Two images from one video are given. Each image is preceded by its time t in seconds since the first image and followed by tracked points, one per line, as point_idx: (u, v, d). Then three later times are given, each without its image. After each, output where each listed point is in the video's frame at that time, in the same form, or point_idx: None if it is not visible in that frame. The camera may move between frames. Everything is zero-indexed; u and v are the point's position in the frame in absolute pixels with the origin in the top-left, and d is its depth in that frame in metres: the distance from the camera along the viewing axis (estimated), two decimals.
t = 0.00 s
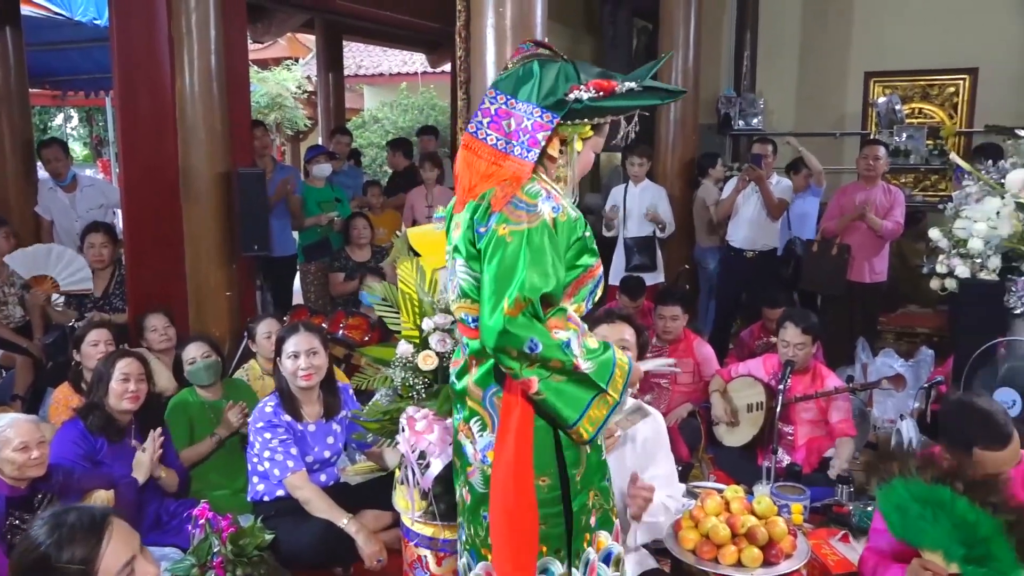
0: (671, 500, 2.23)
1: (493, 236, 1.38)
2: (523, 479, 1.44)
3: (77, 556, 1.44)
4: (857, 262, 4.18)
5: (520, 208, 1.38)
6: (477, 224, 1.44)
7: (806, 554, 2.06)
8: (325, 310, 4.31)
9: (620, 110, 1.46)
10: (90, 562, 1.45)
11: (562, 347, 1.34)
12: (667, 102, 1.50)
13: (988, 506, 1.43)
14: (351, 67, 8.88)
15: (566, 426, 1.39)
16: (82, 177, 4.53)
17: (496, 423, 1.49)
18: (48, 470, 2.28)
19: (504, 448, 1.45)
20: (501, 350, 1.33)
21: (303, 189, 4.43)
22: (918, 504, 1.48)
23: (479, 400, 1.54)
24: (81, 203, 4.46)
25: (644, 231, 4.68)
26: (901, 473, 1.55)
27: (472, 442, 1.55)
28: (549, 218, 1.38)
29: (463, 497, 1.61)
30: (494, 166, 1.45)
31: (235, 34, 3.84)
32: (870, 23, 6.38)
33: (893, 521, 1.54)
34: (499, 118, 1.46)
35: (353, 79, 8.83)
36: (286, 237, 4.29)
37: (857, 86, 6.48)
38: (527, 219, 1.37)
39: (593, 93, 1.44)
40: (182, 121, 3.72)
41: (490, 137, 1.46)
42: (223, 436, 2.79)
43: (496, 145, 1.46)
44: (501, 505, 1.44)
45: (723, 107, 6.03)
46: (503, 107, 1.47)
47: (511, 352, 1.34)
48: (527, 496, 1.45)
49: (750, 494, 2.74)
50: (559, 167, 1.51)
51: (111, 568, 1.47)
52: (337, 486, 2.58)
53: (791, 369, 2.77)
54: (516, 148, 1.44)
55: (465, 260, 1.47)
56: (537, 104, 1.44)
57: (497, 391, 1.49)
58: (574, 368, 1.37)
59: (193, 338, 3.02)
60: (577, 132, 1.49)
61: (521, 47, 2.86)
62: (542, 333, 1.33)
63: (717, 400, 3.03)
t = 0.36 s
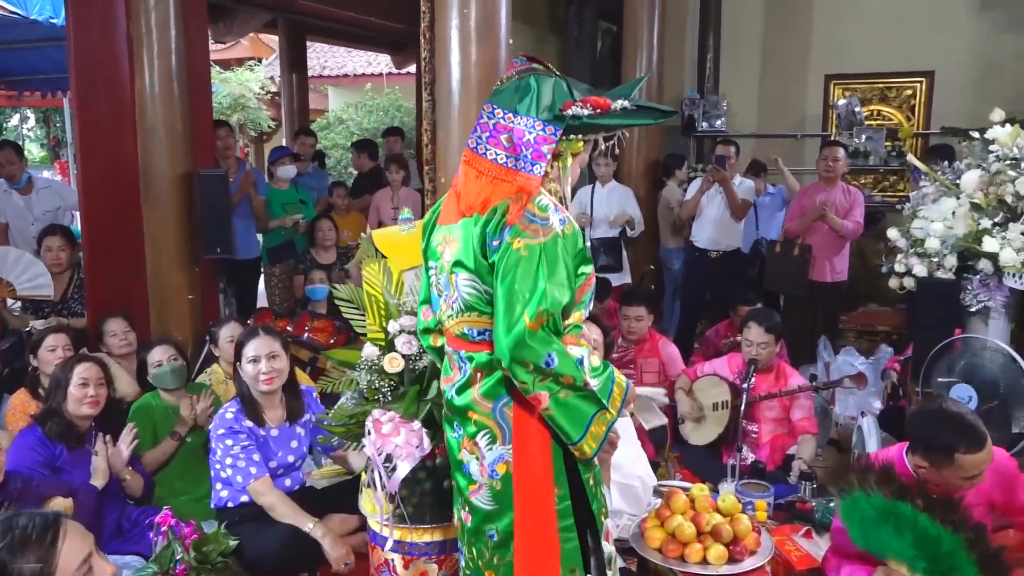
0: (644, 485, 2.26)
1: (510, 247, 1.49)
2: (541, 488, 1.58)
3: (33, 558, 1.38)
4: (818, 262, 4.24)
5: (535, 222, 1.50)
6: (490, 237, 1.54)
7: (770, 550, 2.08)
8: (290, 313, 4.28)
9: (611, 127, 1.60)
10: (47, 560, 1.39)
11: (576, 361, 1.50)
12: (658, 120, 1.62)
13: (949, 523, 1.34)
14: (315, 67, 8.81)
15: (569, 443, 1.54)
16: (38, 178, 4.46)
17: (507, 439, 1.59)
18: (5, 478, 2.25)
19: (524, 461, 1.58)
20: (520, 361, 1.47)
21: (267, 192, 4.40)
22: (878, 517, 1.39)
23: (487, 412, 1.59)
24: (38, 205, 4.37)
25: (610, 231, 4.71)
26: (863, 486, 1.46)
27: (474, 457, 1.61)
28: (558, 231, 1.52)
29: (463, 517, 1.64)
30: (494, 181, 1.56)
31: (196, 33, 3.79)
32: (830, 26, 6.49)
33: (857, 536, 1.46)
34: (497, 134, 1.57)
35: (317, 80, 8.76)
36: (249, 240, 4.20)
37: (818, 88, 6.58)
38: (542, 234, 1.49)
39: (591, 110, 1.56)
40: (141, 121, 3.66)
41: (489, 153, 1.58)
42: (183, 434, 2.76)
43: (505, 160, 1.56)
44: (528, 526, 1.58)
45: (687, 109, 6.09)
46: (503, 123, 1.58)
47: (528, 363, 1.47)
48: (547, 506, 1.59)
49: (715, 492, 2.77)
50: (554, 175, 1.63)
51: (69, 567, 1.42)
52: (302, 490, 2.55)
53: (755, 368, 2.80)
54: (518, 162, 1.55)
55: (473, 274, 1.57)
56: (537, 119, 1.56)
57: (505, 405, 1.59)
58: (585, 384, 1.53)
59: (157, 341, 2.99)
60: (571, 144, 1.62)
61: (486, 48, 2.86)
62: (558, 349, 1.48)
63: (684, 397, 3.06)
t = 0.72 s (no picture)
0: (616, 471, 2.26)
1: (470, 271, 1.48)
2: (503, 501, 1.59)
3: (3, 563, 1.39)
4: (785, 262, 4.29)
5: (493, 240, 1.50)
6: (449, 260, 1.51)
7: (738, 548, 2.11)
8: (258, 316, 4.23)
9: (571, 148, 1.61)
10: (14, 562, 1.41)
11: (565, 351, 1.51)
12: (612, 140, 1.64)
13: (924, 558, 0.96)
14: (283, 68, 8.73)
15: (576, 415, 1.55)
16: None
17: (463, 459, 1.61)
18: None
19: (483, 478, 1.59)
20: (514, 372, 1.46)
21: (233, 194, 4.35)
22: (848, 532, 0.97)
23: (437, 438, 1.63)
24: None
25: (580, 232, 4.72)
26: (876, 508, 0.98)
27: (432, 480, 1.64)
28: (514, 246, 1.52)
29: (427, 522, 1.69)
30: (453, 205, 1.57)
31: (160, 34, 3.75)
32: (795, 29, 6.57)
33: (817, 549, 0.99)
34: (456, 162, 1.59)
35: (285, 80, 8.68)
36: (215, 243, 4.20)
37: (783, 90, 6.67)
38: (502, 250, 1.50)
39: (549, 133, 1.57)
40: (104, 124, 3.61)
41: (449, 179, 1.59)
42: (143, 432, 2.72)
43: (465, 187, 1.57)
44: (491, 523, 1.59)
45: (655, 110, 6.15)
46: (461, 151, 1.59)
47: (529, 371, 1.48)
48: (511, 514, 1.59)
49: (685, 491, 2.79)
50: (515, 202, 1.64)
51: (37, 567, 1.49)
52: (270, 493, 2.54)
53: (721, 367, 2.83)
54: (482, 187, 1.57)
55: (427, 299, 1.55)
56: (498, 147, 1.58)
57: (461, 433, 1.60)
58: (568, 371, 1.53)
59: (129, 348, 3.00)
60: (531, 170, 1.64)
61: (454, 50, 2.86)
62: (549, 347, 1.49)
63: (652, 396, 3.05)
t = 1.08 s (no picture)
0: (593, 465, 2.09)
1: (463, 269, 1.47)
2: (485, 513, 1.57)
3: None
4: (764, 263, 4.32)
5: (488, 244, 1.49)
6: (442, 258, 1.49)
7: (719, 548, 2.11)
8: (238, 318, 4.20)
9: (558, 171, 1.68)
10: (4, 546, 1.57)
11: (548, 360, 1.50)
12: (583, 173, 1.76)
13: None
14: (263, 68, 8.67)
15: (546, 427, 1.54)
16: None
17: (448, 470, 1.58)
18: None
19: (467, 489, 1.57)
20: (497, 375, 1.45)
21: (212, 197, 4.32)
22: None
23: (422, 450, 1.58)
24: None
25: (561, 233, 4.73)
26: None
27: (415, 494, 1.59)
28: (511, 250, 1.52)
29: (399, 556, 1.63)
30: (458, 202, 1.51)
31: (136, 33, 3.72)
32: (774, 32, 6.63)
33: None
34: (460, 161, 1.53)
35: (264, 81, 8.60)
36: (194, 242, 4.17)
37: (762, 93, 6.72)
38: (497, 254, 1.49)
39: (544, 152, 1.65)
40: (81, 124, 3.56)
41: (450, 176, 1.51)
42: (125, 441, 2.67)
43: (469, 187, 1.52)
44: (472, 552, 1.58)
45: (636, 112, 6.18)
46: (468, 154, 1.55)
47: (512, 377, 1.46)
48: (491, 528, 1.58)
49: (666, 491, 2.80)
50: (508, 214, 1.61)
51: (20, 569, 1.60)
52: (250, 496, 2.52)
53: (703, 368, 2.85)
54: (491, 186, 1.53)
55: (418, 298, 1.51)
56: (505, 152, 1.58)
57: (445, 441, 1.57)
58: (551, 380, 1.52)
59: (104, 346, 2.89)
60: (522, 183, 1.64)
61: (436, 51, 2.85)
62: (534, 354, 1.49)
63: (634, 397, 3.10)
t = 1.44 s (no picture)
0: (588, 480, 2.17)
1: (406, 269, 1.44)
2: (426, 508, 1.57)
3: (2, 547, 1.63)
4: (757, 264, 4.33)
5: (428, 240, 1.47)
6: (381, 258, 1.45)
7: (712, 549, 2.11)
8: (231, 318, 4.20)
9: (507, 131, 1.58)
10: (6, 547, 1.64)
11: (504, 352, 1.49)
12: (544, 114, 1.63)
13: None
14: (256, 68, 8.66)
15: (503, 417, 1.52)
16: None
17: (387, 465, 1.55)
18: None
19: (410, 485, 1.56)
20: (451, 371, 1.43)
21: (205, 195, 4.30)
22: None
23: (362, 444, 1.57)
24: None
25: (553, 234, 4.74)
26: None
27: (359, 490, 1.59)
28: (451, 246, 1.50)
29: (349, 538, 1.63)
30: (403, 199, 1.49)
31: (129, 32, 3.72)
32: (767, 34, 6.65)
33: None
34: (404, 151, 1.51)
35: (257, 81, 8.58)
36: (188, 243, 4.13)
37: (756, 95, 6.74)
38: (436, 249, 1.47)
39: (485, 115, 1.55)
40: (74, 123, 3.55)
41: (394, 175, 1.50)
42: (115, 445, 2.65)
43: (411, 179, 1.50)
44: (417, 548, 1.55)
45: (630, 113, 6.21)
46: (408, 142, 1.51)
47: (465, 373, 1.44)
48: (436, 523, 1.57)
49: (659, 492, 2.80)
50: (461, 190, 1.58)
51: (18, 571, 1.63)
52: (242, 497, 2.51)
53: (696, 369, 2.85)
54: (437, 173, 1.51)
55: (355, 297, 1.47)
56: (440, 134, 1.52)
57: (385, 439, 1.55)
58: (503, 370, 1.50)
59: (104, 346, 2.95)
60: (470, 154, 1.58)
61: (430, 52, 2.84)
62: (489, 346, 1.48)
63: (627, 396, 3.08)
